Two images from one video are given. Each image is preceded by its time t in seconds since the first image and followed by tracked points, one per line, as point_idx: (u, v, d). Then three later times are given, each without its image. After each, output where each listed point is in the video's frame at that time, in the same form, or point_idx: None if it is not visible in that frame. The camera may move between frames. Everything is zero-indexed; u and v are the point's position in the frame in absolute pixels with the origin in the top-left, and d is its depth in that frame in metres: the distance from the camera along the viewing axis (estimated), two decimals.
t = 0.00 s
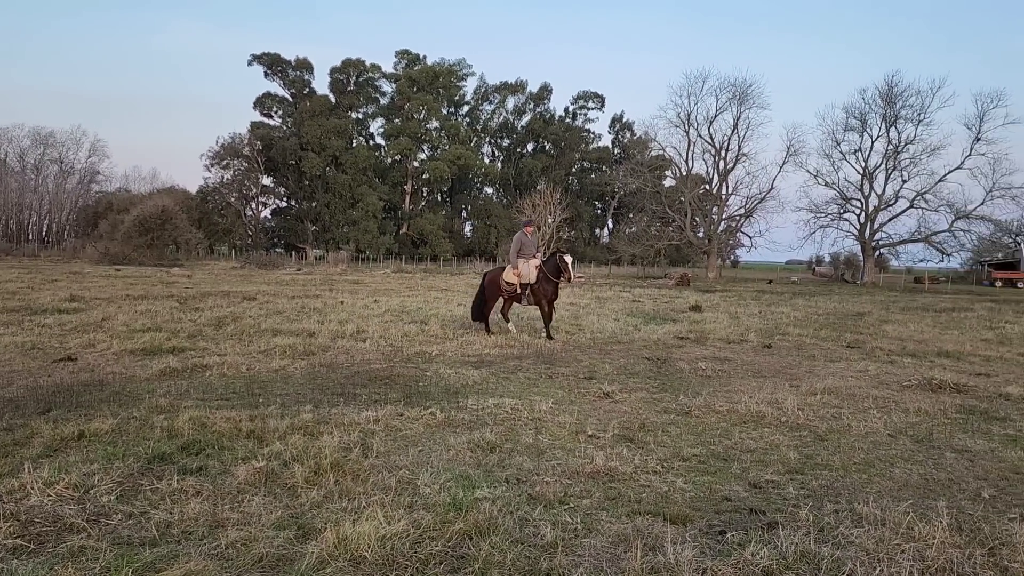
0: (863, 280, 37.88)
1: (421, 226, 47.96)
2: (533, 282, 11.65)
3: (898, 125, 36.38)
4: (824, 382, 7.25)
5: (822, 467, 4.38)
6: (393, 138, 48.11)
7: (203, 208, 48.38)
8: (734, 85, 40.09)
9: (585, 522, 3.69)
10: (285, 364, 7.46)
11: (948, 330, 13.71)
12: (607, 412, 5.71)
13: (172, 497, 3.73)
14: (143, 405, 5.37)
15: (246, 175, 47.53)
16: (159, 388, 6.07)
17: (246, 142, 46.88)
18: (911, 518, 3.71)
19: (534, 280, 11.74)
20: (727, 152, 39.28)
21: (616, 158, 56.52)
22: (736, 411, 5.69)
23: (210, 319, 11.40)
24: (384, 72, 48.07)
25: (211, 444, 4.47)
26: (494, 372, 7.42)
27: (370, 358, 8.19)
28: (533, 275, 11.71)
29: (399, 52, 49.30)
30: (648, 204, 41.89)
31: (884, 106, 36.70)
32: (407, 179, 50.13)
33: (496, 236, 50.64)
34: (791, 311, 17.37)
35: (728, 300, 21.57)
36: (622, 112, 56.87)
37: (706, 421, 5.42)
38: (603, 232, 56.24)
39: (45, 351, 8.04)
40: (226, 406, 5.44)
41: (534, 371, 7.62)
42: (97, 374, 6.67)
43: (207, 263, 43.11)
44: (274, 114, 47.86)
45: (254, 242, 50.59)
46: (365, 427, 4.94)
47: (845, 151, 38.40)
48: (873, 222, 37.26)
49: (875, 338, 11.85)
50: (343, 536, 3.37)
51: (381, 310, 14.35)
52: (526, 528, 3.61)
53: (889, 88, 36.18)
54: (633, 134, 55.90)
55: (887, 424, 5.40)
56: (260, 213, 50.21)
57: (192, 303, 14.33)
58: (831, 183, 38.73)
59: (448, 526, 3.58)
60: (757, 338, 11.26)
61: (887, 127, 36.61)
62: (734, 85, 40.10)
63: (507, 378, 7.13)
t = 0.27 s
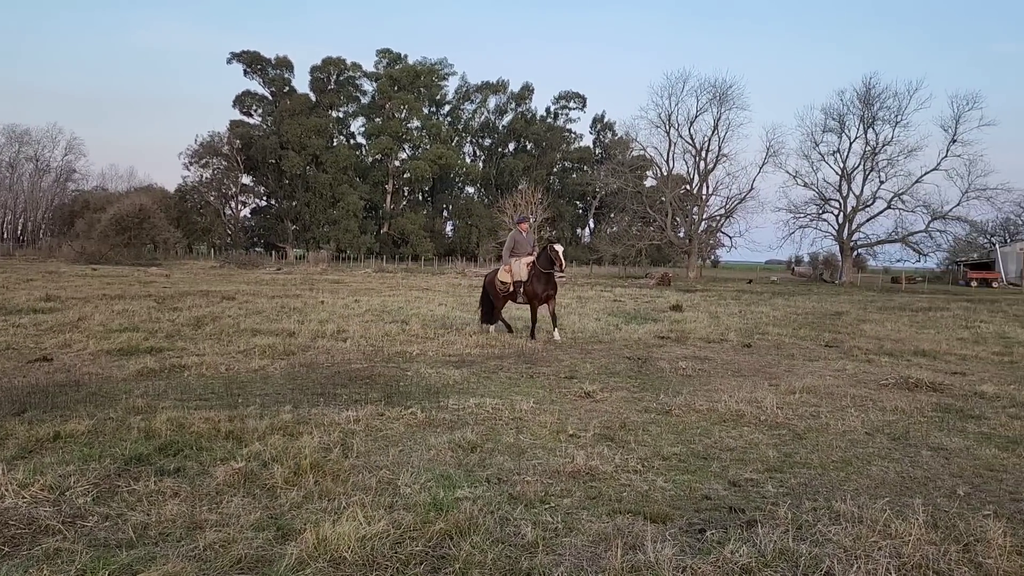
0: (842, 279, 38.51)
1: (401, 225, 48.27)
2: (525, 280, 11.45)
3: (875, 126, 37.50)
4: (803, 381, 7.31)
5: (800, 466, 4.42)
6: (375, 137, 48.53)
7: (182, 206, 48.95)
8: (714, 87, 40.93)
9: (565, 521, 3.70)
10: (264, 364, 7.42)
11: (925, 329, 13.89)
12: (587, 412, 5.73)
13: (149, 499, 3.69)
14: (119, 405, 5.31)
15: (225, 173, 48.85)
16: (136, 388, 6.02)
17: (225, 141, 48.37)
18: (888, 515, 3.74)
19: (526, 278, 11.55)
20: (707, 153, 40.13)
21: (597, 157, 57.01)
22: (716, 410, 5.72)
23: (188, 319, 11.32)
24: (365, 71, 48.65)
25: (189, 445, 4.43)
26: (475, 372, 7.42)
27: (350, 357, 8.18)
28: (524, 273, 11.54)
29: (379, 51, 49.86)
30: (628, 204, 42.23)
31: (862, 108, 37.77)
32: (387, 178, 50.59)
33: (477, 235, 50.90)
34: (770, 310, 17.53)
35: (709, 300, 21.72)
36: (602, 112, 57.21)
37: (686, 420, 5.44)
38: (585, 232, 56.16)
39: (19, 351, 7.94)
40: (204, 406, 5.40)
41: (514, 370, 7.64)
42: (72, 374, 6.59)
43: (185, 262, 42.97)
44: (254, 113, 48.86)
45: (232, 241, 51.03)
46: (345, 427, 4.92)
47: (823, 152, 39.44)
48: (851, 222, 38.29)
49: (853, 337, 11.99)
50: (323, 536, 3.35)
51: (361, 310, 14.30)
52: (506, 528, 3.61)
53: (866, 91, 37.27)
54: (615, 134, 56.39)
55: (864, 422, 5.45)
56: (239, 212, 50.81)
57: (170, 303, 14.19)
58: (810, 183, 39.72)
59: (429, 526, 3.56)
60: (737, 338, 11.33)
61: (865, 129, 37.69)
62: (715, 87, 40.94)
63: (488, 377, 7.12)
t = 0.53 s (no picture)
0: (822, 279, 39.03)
1: (384, 225, 48.34)
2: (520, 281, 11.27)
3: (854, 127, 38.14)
4: (785, 380, 7.36)
5: (782, 464, 4.45)
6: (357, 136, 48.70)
7: (161, 205, 48.16)
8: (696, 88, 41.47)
9: (548, 520, 3.70)
10: (246, 364, 7.37)
11: (903, 328, 14.08)
12: (571, 411, 5.74)
13: (129, 500, 3.66)
14: (97, 406, 5.26)
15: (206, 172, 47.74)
16: (115, 389, 5.96)
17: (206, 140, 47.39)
18: (868, 513, 3.77)
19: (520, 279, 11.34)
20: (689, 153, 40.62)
21: (579, 156, 57.42)
22: (699, 409, 5.75)
23: (168, 319, 11.21)
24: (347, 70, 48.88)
25: (169, 446, 4.39)
26: (458, 371, 7.41)
27: (332, 357, 8.15)
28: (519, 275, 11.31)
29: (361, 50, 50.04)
30: (611, 204, 42.44)
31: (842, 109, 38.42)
32: (369, 177, 50.74)
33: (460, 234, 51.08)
34: (751, 310, 17.66)
35: (691, 300, 21.84)
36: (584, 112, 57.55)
37: (669, 419, 5.46)
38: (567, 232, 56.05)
39: None
40: (185, 407, 5.35)
41: (498, 370, 7.64)
42: (50, 375, 6.51)
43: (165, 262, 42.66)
44: (235, 111, 48.91)
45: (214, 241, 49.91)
46: (328, 427, 4.90)
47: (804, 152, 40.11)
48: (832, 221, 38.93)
49: (834, 336, 12.11)
50: (305, 536, 3.34)
51: (344, 309, 14.23)
52: (489, 527, 3.60)
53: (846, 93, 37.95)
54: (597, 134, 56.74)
55: (845, 420, 5.50)
56: (220, 212, 50.03)
57: (150, 303, 14.03)
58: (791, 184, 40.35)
59: (412, 526, 3.55)
60: (719, 337, 11.40)
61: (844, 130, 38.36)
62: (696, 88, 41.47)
63: (471, 377, 7.12)
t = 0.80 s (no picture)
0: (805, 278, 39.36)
1: (368, 224, 48.29)
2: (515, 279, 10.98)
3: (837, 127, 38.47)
4: (768, 378, 7.42)
5: (764, 462, 4.47)
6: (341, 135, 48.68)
7: (144, 204, 49.19)
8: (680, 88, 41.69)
9: (533, 519, 3.70)
10: (229, 364, 7.34)
11: (884, 326, 14.20)
12: (555, 410, 5.75)
13: (110, 501, 3.63)
14: (78, 407, 5.21)
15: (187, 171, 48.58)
16: (95, 389, 5.91)
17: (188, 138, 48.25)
18: (851, 509, 3.80)
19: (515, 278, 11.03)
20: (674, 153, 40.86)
21: (564, 156, 57.62)
22: (683, 408, 5.78)
23: (149, 318, 11.15)
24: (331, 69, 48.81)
25: (151, 447, 4.36)
26: (443, 371, 7.40)
27: (316, 357, 8.12)
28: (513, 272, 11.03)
29: (346, 48, 49.94)
30: (596, 204, 42.54)
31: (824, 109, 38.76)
32: (354, 176, 50.63)
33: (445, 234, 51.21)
34: (735, 309, 17.75)
35: (676, 299, 21.91)
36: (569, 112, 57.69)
37: (653, 418, 5.49)
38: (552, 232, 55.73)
39: None
40: (167, 407, 5.31)
41: (482, 369, 7.63)
42: (29, 375, 6.45)
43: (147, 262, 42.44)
44: (218, 110, 48.62)
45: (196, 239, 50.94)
46: (311, 427, 4.88)
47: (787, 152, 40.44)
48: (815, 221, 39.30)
49: (816, 335, 12.20)
50: (288, 537, 3.32)
51: (328, 309, 14.21)
52: (474, 527, 3.60)
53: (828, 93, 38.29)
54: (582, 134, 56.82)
55: (827, 419, 5.54)
56: (202, 211, 50.78)
57: (132, 302, 13.93)
58: (774, 183, 40.65)
59: (396, 526, 3.54)
60: (702, 336, 11.45)
61: (827, 130, 38.69)
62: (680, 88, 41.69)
63: (456, 376, 7.11)
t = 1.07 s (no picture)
0: (790, 278, 39.59)
1: (354, 224, 48.27)
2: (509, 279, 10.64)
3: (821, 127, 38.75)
4: (753, 377, 7.45)
5: (750, 460, 4.50)
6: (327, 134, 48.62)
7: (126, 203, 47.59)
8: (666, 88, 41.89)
9: (519, 519, 3.70)
10: (213, 364, 7.32)
11: (868, 326, 14.30)
12: (541, 409, 5.76)
13: (93, 503, 3.60)
14: (60, 408, 5.17)
15: (172, 170, 48.20)
16: (78, 391, 5.86)
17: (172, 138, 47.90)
18: (835, 508, 3.83)
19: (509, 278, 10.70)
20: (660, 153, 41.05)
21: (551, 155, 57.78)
22: (669, 407, 5.80)
23: (133, 319, 11.07)
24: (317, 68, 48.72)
25: (134, 448, 4.33)
26: (428, 371, 7.40)
27: (301, 357, 8.09)
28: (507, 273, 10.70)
29: (331, 47, 49.85)
30: (582, 204, 42.64)
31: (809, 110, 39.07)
32: (340, 176, 50.53)
33: (432, 233, 51.31)
34: (721, 309, 17.81)
35: (661, 298, 21.97)
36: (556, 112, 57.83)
37: (639, 417, 5.50)
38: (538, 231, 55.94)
39: None
40: (150, 408, 5.27)
41: (468, 369, 7.63)
42: (9, 377, 6.39)
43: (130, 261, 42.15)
44: (202, 109, 48.33)
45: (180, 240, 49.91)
46: (296, 428, 4.86)
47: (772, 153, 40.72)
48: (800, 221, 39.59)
49: (801, 334, 12.27)
50: (272, 538, 3.30)
51: (314, 309, 14.15)
52: (460, 527, 3.59)
53: (812, 93, 38.59)
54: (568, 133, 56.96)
55: (812, 417, 5.57)
56: (187, 210, 50.38)
57: (114, 303, 13.82)
58: (760, 183, 40.90)
59: (381, 527, 3.53)
60: (688, 335, 11.48)
61: (812, 130, 38.97)
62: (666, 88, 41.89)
63: (441, 377, 7.10)
